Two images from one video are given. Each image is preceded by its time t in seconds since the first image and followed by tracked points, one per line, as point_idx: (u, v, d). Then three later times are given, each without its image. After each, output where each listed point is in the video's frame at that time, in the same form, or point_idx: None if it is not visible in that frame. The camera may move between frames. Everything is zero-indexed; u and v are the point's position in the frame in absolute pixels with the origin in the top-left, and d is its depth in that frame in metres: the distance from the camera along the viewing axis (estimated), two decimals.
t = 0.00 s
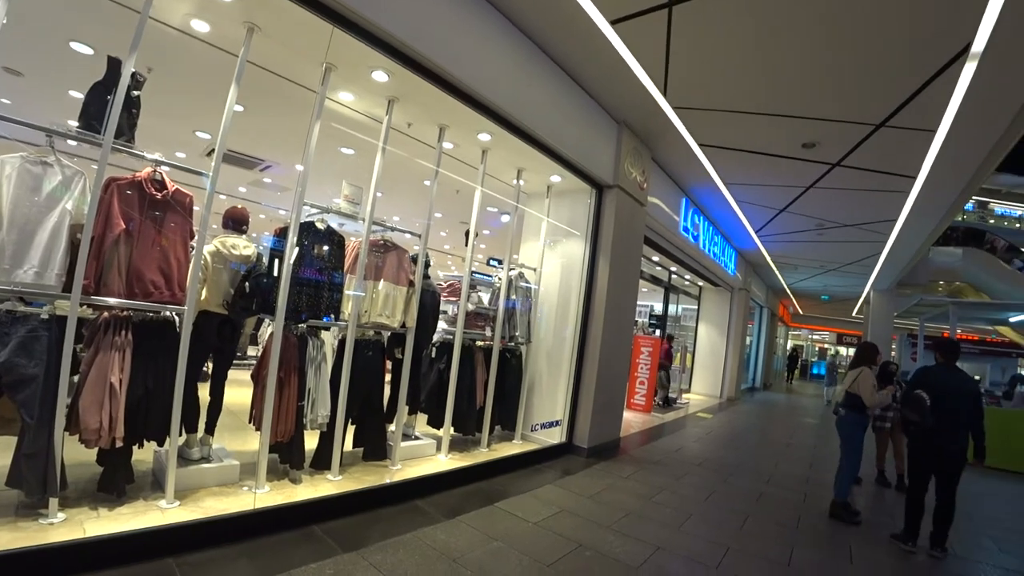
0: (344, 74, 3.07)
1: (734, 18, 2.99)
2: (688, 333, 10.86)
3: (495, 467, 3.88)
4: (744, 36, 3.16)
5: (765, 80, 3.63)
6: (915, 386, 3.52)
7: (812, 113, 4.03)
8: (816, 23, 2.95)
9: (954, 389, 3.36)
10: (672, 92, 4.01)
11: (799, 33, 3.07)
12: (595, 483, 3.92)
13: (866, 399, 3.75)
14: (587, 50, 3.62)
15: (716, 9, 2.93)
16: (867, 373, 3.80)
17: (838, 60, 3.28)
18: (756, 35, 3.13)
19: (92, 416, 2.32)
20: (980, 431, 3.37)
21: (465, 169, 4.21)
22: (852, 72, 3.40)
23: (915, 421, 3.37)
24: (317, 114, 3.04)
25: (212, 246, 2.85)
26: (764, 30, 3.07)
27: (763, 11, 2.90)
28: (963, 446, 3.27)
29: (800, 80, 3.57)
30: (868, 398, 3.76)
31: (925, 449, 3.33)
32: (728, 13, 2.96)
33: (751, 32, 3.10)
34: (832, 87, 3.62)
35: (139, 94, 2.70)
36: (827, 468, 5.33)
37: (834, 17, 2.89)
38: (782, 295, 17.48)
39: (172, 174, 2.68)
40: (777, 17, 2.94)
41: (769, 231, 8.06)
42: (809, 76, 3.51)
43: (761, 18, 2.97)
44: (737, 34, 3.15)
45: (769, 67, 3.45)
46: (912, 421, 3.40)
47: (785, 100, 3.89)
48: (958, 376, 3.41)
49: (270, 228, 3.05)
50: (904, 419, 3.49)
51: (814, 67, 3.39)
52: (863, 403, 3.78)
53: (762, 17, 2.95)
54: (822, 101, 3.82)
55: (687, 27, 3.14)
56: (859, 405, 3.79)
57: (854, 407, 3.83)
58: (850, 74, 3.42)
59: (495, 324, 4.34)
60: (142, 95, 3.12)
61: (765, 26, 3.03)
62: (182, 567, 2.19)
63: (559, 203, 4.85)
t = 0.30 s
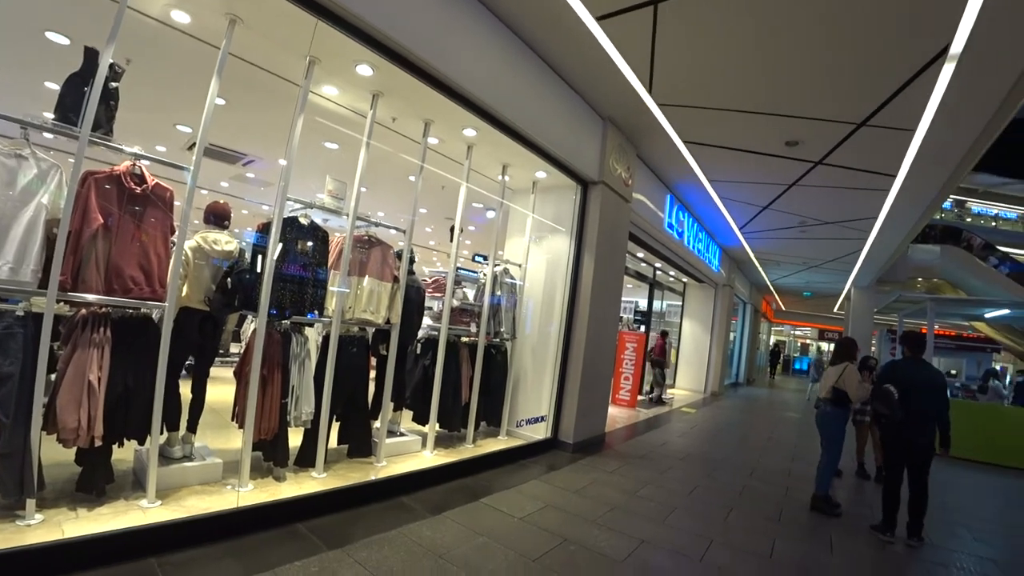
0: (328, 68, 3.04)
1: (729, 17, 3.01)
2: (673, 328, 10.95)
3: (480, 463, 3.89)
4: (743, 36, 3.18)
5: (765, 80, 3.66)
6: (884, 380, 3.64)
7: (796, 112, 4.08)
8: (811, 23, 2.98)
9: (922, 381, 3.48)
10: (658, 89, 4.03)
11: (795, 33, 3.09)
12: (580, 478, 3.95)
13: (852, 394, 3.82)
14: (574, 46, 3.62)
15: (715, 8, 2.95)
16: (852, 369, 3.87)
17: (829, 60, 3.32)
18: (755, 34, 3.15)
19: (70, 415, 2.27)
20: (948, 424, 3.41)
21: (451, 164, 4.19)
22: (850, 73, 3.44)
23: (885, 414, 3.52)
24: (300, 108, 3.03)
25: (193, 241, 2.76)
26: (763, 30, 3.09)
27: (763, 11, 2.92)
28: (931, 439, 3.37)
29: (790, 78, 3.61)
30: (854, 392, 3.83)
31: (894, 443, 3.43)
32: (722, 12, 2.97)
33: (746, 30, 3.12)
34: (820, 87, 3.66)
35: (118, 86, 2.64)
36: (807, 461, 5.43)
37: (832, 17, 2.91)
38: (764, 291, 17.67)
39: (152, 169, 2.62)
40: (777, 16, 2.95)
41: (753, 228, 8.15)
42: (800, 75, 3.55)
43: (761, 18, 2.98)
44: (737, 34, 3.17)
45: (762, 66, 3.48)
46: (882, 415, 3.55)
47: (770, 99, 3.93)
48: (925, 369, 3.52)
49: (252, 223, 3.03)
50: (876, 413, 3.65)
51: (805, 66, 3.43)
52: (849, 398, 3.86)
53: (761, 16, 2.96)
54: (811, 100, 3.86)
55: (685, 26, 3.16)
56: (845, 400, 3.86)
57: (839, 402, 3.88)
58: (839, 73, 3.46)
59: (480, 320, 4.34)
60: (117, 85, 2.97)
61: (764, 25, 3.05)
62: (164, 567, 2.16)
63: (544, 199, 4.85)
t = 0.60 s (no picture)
0: (310, 64, 3.01)
1: (724, 18, 3.04)
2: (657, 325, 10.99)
3: (466, 460, 3.89)
4: (743, 36, 3.21)
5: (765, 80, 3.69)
6: (857, 373, 3.71)
7: (779, 110, 4.13)
8: (805, 23, 3.01)
9: (894, 375, 3.54)
10: (642, 87, 4.05)
11: (789, 32, 3.12)
12: (566, 474, 3.97)
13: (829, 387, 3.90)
14: (557, 44, 3.63)
15: (715, 8, 2.97)
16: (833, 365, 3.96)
17: (817, 60, 3.37)
18: (756, 35, 3.18)
19: (48, 417, 2.22)
20: (919, 415, 3.51)
21: (434, 162, 4.18)
22: (844, 72, 3.48)
23: (859, 408, 3.64)
24: (282, 105, 3.01)
25: (173, 240, 2.74)
26: (765, 30, 3.12)
27: (761, 11, 2.94)
28: (903, 430, 3.46)
29: (778, 78, 3.65)
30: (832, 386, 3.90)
31: (869, 437, 3.52)
32: (715, 12, 3.00)
33: (739, 30, 3.15)
34: (807, 86, 3.71)
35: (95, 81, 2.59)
36: (788, 455, 5.52)
37: (828, 18, 2.95)
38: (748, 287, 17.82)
39: (131, 166, 2.56)
40: (774, 17, 2.99)
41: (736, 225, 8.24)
42: (788, 74, 3.59)
43: (761, 17, 3.01)
44: (738, 34, 3.19)
45: (754, 65, 3.51)
46: (856, 409, 3.66)
47: (753, 97, 3.97)
48: (896, 362, 3.60)
49: (234, 220, 2.97)
50: (850, 406, 3.74)
51: (795, 66, 3.47)
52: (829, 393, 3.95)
53: (759, 16, 2.99)
54: (800, 99, 3.91)
55: (684, 27, 3.18)
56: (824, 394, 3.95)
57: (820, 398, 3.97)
58: (826, 73, 3.51)
59: (465, 318, 4.34)
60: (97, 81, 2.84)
61: (766, 26, 3.07)
62: (145, 570, 2.13)
63: (528, 196, 4.85)
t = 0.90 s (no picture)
0: (292, 59, 2.98)
1: (717, 18, 3.08)
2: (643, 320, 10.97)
3: (451, 455, 3.90)
4: (738, 35, 3.24)
5: (762, 79, 3.75)
6: (836, 366, 3.77)
7: (762, 107, 4.17)
8: (798, 23, 3.05)
9: (871, 368, 3.62)
10: (627, 84, 4.07)
11: (780, 31, 3.15)
12: (551, 468, 3.99)
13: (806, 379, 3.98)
14: (542, 40, 3.63)
15: (715, 9, 3.00)
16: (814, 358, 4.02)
17: (800, 59, 3.42)
18: (756, 34, 3.21)
19: (26, 417, 2.17)
20: (896, 406, 3.59)
21: (418, 157, 4.18)
22: (826, 70, 3.53)
23: (837, 400, 3.70)
24: (265, 100, 2.97)
25: (155, 236, 2.69)
26: (765, 30, 3.15)
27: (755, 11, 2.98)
28: (880, 421, 3.54)
29: (766, 77, 3.71)
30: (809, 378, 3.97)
31: (848, 429, 3.58)
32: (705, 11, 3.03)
33: (729, 29, 3.19)
34: (793, 84, 3.76)
35: (72, 75, 2.53)
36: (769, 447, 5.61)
37: (820, 19, 3.00)
38: (732, 283, 18.01)
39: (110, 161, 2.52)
40: (767, 17, 3.03)
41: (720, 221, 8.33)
42: (776, 73, 3.64)
43: (760, 17, 3.04)
44: (739, 35, 3.23)
45: (744, 63, 3.55)
46: (834, 400, 3.72)
47: (737, 94, 4.01)
48: (873, 355, 3.68)
49: (217, 217, 2.96)
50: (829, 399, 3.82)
51: (782, 65, 3.51)
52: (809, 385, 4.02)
53: (754, 16, 3.03)
54: (788, 97, 3.96)
55: (684, 26, 3.21)
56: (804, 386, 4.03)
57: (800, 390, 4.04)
58: (812, 71, 3.56)
59: (450, 314, 4.34)
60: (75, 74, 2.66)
61: (766, 26, 3.11)
62: (129, 570, 2.10)
63: (513, 192, 4.85)
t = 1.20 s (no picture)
0: (278, 54, 2.95)
1: (712, 17, 3.10)
2: (630, 316, 10.94)
3: (439, 452, 3.90)
4: (727, 34, 3.27)
5: (748, 78, 3.79)
6: (817, 362, 3.84)
7: (748, 105, 4.21)
8: (795, 23, 3.08)
9: (852, 363, 3.68)
10: (614, 81, 4.08)
11: (771, 30, 3.18)
12: (539, 464, 4.02)
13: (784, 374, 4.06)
14: (528, 37, 3.63)
15: (715, 8, 3.02)
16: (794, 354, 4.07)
17: (787, 58, 3.45)
18: (756, 34, 3.24)
19: (6, 417, 2.13)
20: (878, 400, 3.65)
21: (406, 154, 4.17)
22: (810, 69, 3.57)
23: (819, 394, 3.78)
24: (249, 97, 2.97)
25: (138, 233, 2.64)
26: (764, 30, 3.19)
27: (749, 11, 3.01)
28: (862, 415, 3.60)
29: (758, 76, 3.75)
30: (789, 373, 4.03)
31: (832, 423, 3.65)
32: (696, 10, 3.06)
33: (721, 28, 3.21)
34: (782, 83, 3.80)
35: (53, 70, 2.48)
36: (753, 441, 5.69)
37: (814, 19, 3.03)
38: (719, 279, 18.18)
39: (92, 158, 2.45)
40: (762, 17, 3.06)
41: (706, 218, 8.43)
42: (765, 71, 3.67)
43: (760, 17, 3.06)
44: (739, 34, 3.26)
45: (735, 62, 3.58)
46: (817, 395, 3.79)
47: (724, 92, 4.04)
48: (856, 350, 3.73)
49: (202, 214, 2.89)
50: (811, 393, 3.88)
51: (771, 64, 3.55)
52: (788, 379, 4.08)
53: (750, 16, 3.06)
54: (778, 96, 4.00)
55: (684, 26, 3.23)
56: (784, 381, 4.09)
57: (780, 384, 4.10)
58: (798, 69, 3.59)
59: (438, 310, 4.33)
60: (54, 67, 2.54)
61: (766, 26, 3.14)
62: (113, 570, 2.08)
63: (500, 189, 4.85)
